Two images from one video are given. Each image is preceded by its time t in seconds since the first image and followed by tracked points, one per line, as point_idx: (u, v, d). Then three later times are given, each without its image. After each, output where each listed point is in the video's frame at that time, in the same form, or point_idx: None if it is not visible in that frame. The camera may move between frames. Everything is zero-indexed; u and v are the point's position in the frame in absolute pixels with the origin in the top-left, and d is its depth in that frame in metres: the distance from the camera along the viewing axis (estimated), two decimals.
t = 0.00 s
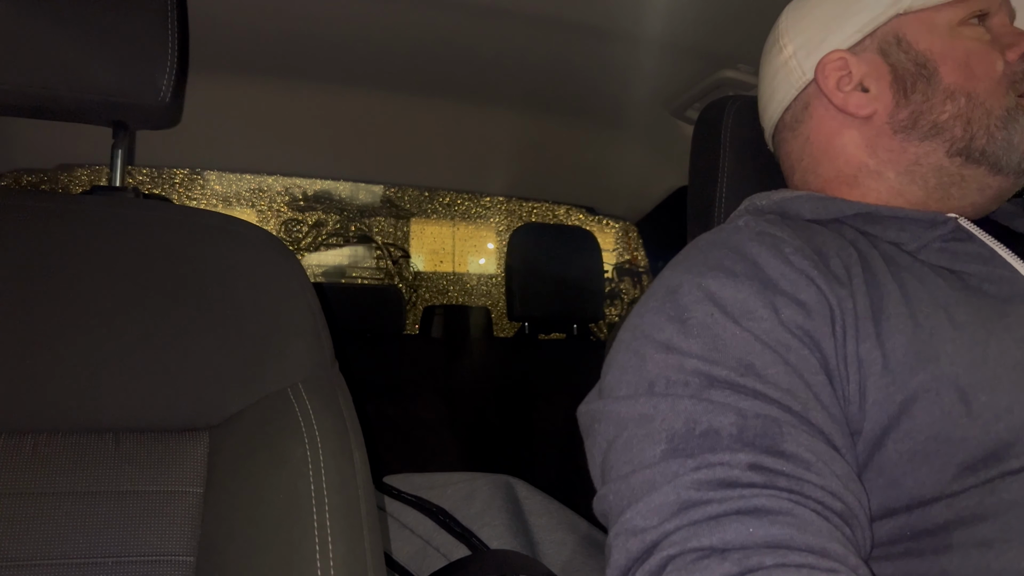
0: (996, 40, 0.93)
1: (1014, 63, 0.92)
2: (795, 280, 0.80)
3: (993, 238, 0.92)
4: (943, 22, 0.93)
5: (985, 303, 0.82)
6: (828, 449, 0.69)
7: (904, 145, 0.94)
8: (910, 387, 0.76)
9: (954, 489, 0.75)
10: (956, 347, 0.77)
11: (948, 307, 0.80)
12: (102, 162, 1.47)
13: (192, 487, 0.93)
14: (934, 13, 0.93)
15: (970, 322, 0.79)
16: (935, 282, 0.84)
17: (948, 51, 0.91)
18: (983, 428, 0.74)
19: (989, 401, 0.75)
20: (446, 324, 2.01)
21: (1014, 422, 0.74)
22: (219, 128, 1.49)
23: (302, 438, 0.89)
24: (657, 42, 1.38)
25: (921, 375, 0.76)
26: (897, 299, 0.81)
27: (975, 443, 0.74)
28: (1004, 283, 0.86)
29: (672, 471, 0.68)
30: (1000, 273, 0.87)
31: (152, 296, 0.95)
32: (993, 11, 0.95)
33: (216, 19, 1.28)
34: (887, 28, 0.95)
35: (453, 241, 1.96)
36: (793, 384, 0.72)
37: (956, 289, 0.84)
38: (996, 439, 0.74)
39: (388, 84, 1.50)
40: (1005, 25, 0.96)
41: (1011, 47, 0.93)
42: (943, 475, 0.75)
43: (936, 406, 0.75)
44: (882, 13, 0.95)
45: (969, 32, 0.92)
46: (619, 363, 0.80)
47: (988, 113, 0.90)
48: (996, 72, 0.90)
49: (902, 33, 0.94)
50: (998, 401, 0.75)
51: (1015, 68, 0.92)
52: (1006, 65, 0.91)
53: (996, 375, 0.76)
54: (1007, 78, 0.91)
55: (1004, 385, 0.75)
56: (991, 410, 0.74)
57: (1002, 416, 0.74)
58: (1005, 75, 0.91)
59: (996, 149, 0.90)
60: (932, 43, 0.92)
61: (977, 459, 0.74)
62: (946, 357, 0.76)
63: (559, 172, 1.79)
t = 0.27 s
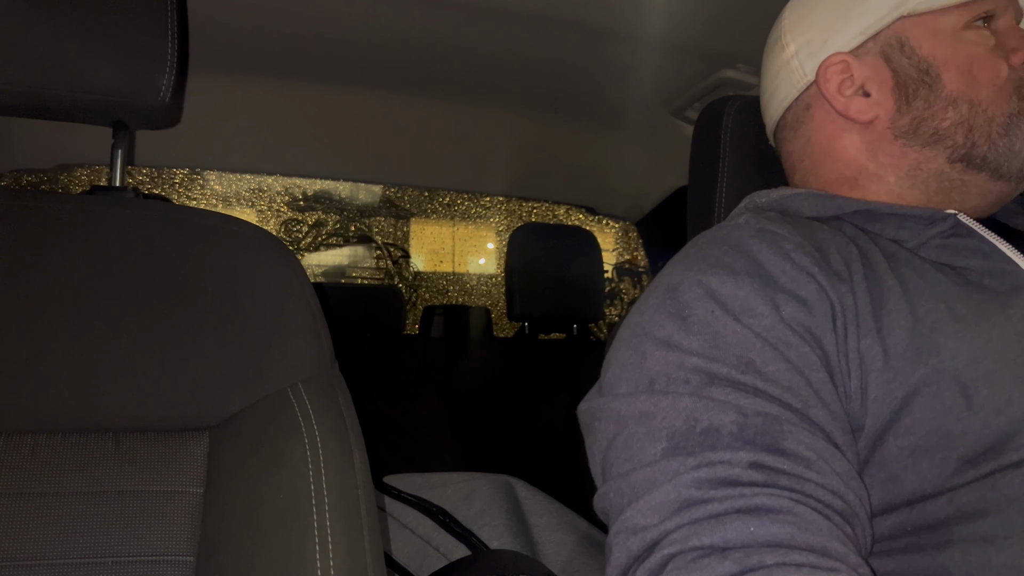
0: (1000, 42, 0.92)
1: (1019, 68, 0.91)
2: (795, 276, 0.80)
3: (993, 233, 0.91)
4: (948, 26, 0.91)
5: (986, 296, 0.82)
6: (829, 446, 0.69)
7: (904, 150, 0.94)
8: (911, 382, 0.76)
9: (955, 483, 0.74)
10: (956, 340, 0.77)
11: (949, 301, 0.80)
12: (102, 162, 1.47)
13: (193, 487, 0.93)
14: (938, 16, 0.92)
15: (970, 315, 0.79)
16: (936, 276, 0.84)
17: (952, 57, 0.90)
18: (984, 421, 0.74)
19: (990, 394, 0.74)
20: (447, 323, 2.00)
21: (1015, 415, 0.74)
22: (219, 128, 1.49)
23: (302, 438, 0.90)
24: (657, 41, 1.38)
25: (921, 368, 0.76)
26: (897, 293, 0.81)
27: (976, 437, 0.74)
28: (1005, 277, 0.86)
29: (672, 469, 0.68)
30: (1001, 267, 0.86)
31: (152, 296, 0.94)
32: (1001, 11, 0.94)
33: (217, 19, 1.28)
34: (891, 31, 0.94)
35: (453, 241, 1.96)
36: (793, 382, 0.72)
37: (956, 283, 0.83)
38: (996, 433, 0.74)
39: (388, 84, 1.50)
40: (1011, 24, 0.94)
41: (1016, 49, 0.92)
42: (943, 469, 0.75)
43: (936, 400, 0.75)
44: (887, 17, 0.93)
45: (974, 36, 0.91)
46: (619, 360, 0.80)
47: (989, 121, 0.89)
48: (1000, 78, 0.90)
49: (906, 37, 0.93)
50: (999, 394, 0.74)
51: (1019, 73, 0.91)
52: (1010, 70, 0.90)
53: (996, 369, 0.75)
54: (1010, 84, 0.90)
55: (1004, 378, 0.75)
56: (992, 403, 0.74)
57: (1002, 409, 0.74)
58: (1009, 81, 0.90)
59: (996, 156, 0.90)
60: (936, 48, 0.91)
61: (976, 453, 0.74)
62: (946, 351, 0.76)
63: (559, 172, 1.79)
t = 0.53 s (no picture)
0: (964, 45, 0.90)
1: (981, 72, 0.89)
2: (794, 278, 0.80)
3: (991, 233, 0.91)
4: (901, 36, 0.93)
5: (986, 296, 0.82)
6: (829, 447, 0.69)
7: (872, 162, 0.96)
8: (910, 383, 0.76)
9: (954, 485, 0.74)
10: (955, 341, 0.77)
11: (947, 302, 0.80)
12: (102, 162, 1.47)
13: (192, 487, 0.93)
14: (892, 28, 0.93)
15: (970, 316, 0.79)
16: (934, 277, 0.84)
17: (904, 67, 0.92)
18: (983, 422, 0.74)
19: (989, 395, 0.74)
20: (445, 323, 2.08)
21: (1014, 415, 0.74)
22: (219, 128, 1.49)
23: (302, 438, 0.89)
24: (657, 41, 1.37)
25: (921, 370, 0.76)
26: (896, 295, 0.81)
27: (975, 437, 0.74)
28: (1004, 279, 0.85)
29: (672, 470, 0.68)
30: (1001, 269, 0.86)
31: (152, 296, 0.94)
32: (970, 14, 0.92)
33: (217, 19, 1.28)
34: (850, 45, 0.97)
35: (452, 241, 1.99)
36: (793, 382, 0.72)
37: (955, 284, 0.83)
38: (996, 433, 0.73)
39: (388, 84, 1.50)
40: (984, 24, 0.92)
41: (982, 52, 0.90)
42: (943, 470, 0.74)
43: (936, 401, 0.75)
44: (842, 32, 0.97)
45: (931, 43, 0.91)
46: (619, 361, 0.80)
47: (946, 128, 0.89)
48: (956, 85, 0.89)
49: (862, 51, 0.96)
50: (998, 394, 0.74)
51: (981, 77, 0.89)
52: (970, 75, 0.89)
53: (996, 370, 0.75)
54: (968, 89, 0.88)
55: (1003, 379, 0.75)
56: (991, 404, 0.74)
57: (1002, 410, 0.74)
58: (965, 86, 0.89)
59: (961, 164, 0.89)
60: (889, 60, 0.93)
61: (977, 454, 0.74)
62: (945, 352, 0.76)
63: (559, 172, 1.79)
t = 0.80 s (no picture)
0: (910, 55, 0.96)
1: (929, 77, 0.94)
2: (793, 282, 0.80)
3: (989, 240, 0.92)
4: (847, 55, 1.00)
5: (985, 303, 0.82)
6: (827, 451, 0.69)
7: (841, 176, 1.03)
8: (908, 389, 0.76)
9: (952, 493, 0.74)
10: (953, 348, 0.77)
11: (945, 309, 0.81)
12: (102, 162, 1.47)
13: (192, 487, 0.93)
14: (837, 48, 1.01)
15: (968, 324, 0.79)
16: (933, 284, 0.84)
17: (852, 86, 0.99)
18: (982, 430, 0.74)
19: (987, 402, 0.75)
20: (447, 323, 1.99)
21: (1012, 423, 0.74)
22: (219, 128, 1.49)
23: (301, 438, 0.89)
24: (658, 42, 1.37)
25: (919, 377, 0.76)
26: (894, 301, 0.81)
27: (974, 444, 0.74)
28: (1000, 285, 0.86)
29: (670, 473, 0.68)
30: (999, 276, 0.86)
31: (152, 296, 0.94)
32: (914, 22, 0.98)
33: (216, 18, 1.28)
34: (804, 66, 1.05)
35: (453, 242, 1.94)
36: (792, 386, 0.72)
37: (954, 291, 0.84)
38: (995, 440, 0.74)
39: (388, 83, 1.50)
40: (930, 30, 0.97)
41: (929, 58, 0.94)
42: (942, 478, 0.74)
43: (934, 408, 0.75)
44: (795, 54, 1.05)
45: (877, 58, 0.97)
46: (618, 364, 0.80)
47: (897, 139, 0.95)
48: (903, 96, 0.94)
49: (814, 73, 1.04)
50: (997, 402, 0.75)
51: (930, 82, 0.93)
52: (917, 83, 0.94)
53: (994, 377, 0.76)
54: (915, 98, 0.94)
55: (1002, 387, 0.75)
56: (990, 411, 0.74)
57: (1001, 417, 0.74)
58: (914, 95, 0.94)
59: (920, 168, 0.94)
60: (837, 81, 1.01)
61: (976, 461, 0.74)
62: (943, 359, 0.77)
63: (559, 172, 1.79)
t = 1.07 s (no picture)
0: (900, 57, 0.96)
1: (919, 81, 0.94)
2: (796, 288, 0.80)
3: (990, 248, 0.92)
4: (838, 58, 1.00)
5: (986, 313, 0.83)
6: (828, 456, 0.69)
7: (835, 180, 1.03)
8: (910, 399, 0.76)
9: (953, 502, 0.74)
10: (955, 358, 0.77)
11: (947, 319, 0.81)
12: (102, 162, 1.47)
13: (192, 487, 0.93)
14: (828, 52, 1.01)
15: (970, 334, 0.79)
16: (935, 294, 0.85)
17: (844, 90, 0.99)
18: (983, 441, 0.74)
19: (989, 414, 0.75)
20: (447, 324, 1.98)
21: (1013, 434, 0.75)
22: (219, 128, 1.49)
23: (302, 439, 0.89)
24: (658, 42, 1.37)
25: (921, 386, 0.76)
26: (897, 309, 0.81)
27: (975, 455, 0.74)
28: (1003, 297, 0.87)
29: (671, 476, 0.68)
30: (1000, 286, 0.88)
31: (153, 296, 0.95)
32: (904, 24, 0.98)
33: (217, 18, 1.28)
34: (796, 69, 1.05)
35: (453, 242, 1.94)
36: (794, 391, 0.72)
37: (956, 300, 0.84)
38: (996, 452, 0.74)
39: (389, 83, 1.50)
40: (921, 31, 0.96)
41: (919, 60, 0.94)
42: (942, 488, 0.74)
43: (936, 418, 0.75)
44: (787, 57, 1.05)
45: (867, 61, 0.98)
46: (619, 367, 0.80)
47: (888, 144, 0.95)
48: (893, 101, 0.95)
49: (806, 76, 1.04)
50: (998, 413, 0.75)
51: (920, 86, 0.93)
52: (908, 87, 0.94)
53: (996, 388, 0.76)
54: (904, 103, 0.94)
55: (1003, 399, 0.76)
56: (991, 422, 0.74)
57: (1002, 428, 0.74)
58: (905, 100, 0.94)
59: (912, 172, 0.95)
60: (829, 85, 1.01)
61: (977, 472, 0.74)
62: (945, 368, 0.77)
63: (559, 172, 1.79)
